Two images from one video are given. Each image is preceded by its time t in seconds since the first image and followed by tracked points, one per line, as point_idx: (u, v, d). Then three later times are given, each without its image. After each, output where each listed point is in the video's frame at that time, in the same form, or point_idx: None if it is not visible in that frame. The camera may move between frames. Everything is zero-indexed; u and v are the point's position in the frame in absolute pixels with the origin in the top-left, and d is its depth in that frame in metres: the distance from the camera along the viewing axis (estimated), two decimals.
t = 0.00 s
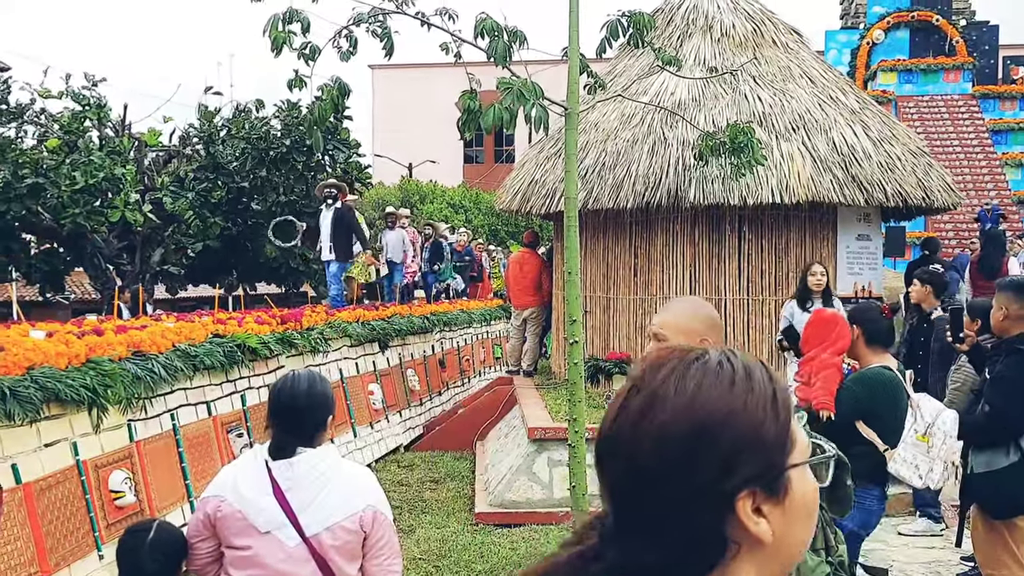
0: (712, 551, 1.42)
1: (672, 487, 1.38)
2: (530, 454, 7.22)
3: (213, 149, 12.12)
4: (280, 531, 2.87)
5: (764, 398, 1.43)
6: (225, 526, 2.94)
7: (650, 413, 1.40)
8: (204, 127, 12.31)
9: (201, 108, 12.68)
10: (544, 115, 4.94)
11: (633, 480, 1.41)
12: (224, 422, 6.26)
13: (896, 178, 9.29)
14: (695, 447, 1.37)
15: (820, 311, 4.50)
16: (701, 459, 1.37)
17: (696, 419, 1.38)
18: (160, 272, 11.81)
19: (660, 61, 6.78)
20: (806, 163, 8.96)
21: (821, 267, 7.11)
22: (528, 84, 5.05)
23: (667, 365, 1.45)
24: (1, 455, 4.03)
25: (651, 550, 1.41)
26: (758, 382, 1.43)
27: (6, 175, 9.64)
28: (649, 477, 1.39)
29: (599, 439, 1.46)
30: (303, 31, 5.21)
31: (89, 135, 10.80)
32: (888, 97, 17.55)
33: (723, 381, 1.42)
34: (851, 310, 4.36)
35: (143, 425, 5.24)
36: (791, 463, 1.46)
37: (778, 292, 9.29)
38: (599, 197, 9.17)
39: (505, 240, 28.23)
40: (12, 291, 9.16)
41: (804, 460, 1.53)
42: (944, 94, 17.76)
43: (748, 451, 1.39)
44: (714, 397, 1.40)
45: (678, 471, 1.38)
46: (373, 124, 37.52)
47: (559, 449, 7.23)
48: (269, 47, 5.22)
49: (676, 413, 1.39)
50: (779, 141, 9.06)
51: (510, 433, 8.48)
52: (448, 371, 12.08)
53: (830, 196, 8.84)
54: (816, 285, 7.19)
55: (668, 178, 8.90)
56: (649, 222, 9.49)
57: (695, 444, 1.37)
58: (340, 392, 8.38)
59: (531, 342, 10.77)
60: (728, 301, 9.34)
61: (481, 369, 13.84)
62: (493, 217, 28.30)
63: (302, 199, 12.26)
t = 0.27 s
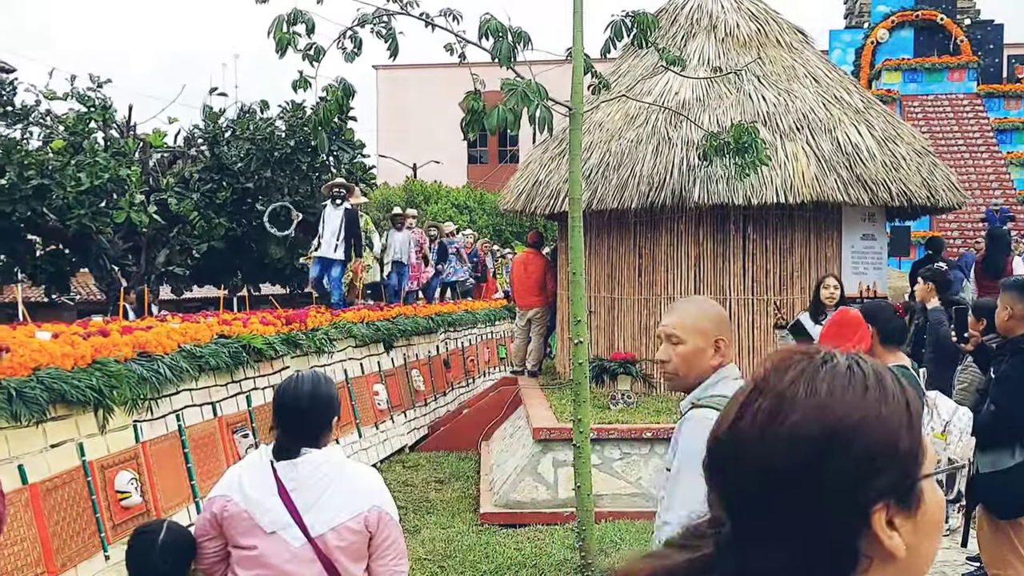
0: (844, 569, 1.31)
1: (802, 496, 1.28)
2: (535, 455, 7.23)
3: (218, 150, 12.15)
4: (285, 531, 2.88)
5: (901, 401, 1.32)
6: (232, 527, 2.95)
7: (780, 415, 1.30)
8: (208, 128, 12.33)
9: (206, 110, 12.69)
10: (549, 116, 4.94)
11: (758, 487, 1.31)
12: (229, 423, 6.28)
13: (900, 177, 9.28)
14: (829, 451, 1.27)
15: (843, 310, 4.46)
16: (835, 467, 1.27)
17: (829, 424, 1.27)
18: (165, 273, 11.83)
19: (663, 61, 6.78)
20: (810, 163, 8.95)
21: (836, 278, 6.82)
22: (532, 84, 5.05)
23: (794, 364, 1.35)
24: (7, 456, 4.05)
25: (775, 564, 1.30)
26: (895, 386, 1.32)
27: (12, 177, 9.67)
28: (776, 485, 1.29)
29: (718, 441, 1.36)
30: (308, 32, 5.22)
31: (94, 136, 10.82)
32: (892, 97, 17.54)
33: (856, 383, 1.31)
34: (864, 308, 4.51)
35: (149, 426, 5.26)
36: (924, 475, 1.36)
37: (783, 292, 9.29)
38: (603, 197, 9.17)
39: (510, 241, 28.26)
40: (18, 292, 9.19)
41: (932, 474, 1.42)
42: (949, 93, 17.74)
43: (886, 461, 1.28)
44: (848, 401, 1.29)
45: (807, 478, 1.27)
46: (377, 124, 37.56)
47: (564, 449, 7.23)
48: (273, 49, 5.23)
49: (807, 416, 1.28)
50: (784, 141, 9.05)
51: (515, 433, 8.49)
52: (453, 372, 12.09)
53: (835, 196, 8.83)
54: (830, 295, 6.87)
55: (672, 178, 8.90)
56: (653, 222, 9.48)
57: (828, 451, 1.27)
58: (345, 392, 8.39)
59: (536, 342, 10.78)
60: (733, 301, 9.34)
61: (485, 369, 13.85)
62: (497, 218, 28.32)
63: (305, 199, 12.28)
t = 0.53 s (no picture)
0: None
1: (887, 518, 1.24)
2: (539, 456, 7.23)
3: (223, 152, 12.17)
4: (290, 532, 2.88)
5: (987, 421, 1.27)
6: (236, 528, 2.96)
7: (861, 435, 1.26)
8: (213, 129, 12.35)
9: (210, 112, 12.71)
10: (553, 116, 4.94)
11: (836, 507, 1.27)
12: (234, 424, 6.29)
13: (905, 178, 9.27)
14: (915, 472, 1.23)
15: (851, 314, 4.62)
16: (924, 487, 1.23)
17: (918, 440, 1.24)
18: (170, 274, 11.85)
19: (667, 61, 6.77)
20: (815, 163, 8.94)
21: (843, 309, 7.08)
22: (536, 86, 5.05)
23: (872, 381, 1.32)
24: (13, 457, 4.06)
25: None
26: (982, 403, 1.28)
27: (17, 179, 9.69)
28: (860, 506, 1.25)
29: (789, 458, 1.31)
30: (312, 34, 5.23)
31: (99, 139, 10.85)
32: (897, 97, 17.52)
33: (941, 399, 1.27)
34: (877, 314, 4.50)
35: (154, 427, 5.27)
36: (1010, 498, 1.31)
37: (787, 293, 9.29)
38: (607, 198, 9.16)
39: (514, 242, 28.29)
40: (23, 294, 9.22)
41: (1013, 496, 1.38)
42: (954, 93, 17.71)
43: (977, 482, 1.24)
44: (933, 420, 1.25)
45: (891, 499, 1.24)
46: (381, 125, 37.59)
47: (569, 450, 7.23)
48: (277, 50, 5.24)
49: (891, 434, 1.25)
50: (788, 141, 9.05)
51: (519, 434, 8.50)
52: (457, 373, 12.09)
53: (839, 196, 8.82)
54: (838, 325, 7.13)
55: (676, 179, 8.90)
56: (658, 223, 9.48)
57: (918, 468, 1.23)
58: (350, 394, 8.39)
59: (540, 343, 10.77)
60: (737, 302, 9.33)
61: (489, 370, 13.85)
62: (502, 219, 28.31)
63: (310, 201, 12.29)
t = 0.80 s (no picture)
0: None
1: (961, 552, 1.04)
2: (542, 456, 7.24)
3: (226, 152, 12.18)
4: (292, 531, 2.88)
5: None
6: (239, 527, 2.96)
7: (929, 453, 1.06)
8: (216, 129, 12.36)
9: (214, 112, 12.71)
10: (556, 116, 4.93)
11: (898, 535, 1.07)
12: (237, 424, 6.30)
13: (908, 177, 9.26)
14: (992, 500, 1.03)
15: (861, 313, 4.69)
16: (1006, 510, 1.03)
17: (997, 456, 1.03)
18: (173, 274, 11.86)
19: (670, 61, 6.76)
20: (818, 163, 8.93)
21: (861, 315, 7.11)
22: (540, 85, 5.05)
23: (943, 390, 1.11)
24: (16, 457, 4.07)
25: None
26: None
27: (20, 179, 9.71)
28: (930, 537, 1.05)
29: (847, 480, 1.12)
30: (314, 34, 5.23)
31: (103, 139, 10.86)
32: (900, 96, 17.51)
33: None
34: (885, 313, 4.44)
35: (157, 427, 5.28)
36: None
37: (790, 292, 9.28)
38: (610, 198, 9.16)
39: (516, 242, 28.33)
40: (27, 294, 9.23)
41: None
42: (957, 93, 17.69)
43: None
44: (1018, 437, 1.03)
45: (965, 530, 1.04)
46: (384, 125, 37.63)
47: (572, 450, 7.25)
48: (280, 50, 5.24)
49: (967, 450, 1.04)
50: (791, 140, 9.03)
51: (523, 433, 8.50)
52: (460, 372, 12.10)
53: (842, 196, 8.81)
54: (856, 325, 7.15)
55: (679, 178, 8.89)
56: (661, 223, 9.47)
57: (995, 493, 1.03)
58: (353, 393, 8.40)
59: (543, 343, 10.77)
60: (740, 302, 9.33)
61: (493, 370, 13.86)
62: (505, 219, 28.33)
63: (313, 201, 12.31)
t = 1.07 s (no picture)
0: None
1: None
2: (544, 457, 7.25)
3: (228, 153, 12.20)
4: (293, 534, 2.89)
5: None
6: (240, 529, 2.96)
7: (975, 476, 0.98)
8: (218, 131, 12.37)
9: (216, 113, 12.73)
10: (558, 117, 4.93)
11: None
12: (240, 425, 6.31)
13: (910, 178, 9.26)
14: None
15: (864, 313, 4.61)
16: None
17: None
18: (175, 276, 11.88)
19: (672, 62, 6.76)
20: (820, 164, 8.93)
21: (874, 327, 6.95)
22: (541, 86, 5.05)
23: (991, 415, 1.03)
24: (19, 458, 4.07)
25: None
26: None
27: (23, 181, 9.73)
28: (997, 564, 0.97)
29: (882, 567, 1.01)
30: (316, 35, 5.24)
31: (105, 140, 10.87)
32: (902, 97, 17.49)
33: None
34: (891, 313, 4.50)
35: (159, 428, 5.28)
36: None
37: (792, 293, 9.30)
38: (612, 199, 9.16)
39: (519, 243, 28.35)
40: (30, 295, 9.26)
41: None
42: (959, 93, 17.66)
43: None
44: None
45: None
46: (386, 127, 37.67)
47: (573, 451, 7.25)
48: (281, 52, 5.25)
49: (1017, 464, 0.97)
50: (792, 141, 9.03)
51: (524, 435, 8.51)
52: (463, 374, 12.10)
53: (844, 196, 8.81)
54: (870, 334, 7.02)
55: (681, 179, 8.90)
56: (663, 224, 9.47)
57: (1001, 496, 0.96)
58: (355, 395, 8.40)
59: (545, 344, 10.78)
60: (742, 302, 9.32)
61: (495, 371, 13.87)
62: (507, 220, 28.35)
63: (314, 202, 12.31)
